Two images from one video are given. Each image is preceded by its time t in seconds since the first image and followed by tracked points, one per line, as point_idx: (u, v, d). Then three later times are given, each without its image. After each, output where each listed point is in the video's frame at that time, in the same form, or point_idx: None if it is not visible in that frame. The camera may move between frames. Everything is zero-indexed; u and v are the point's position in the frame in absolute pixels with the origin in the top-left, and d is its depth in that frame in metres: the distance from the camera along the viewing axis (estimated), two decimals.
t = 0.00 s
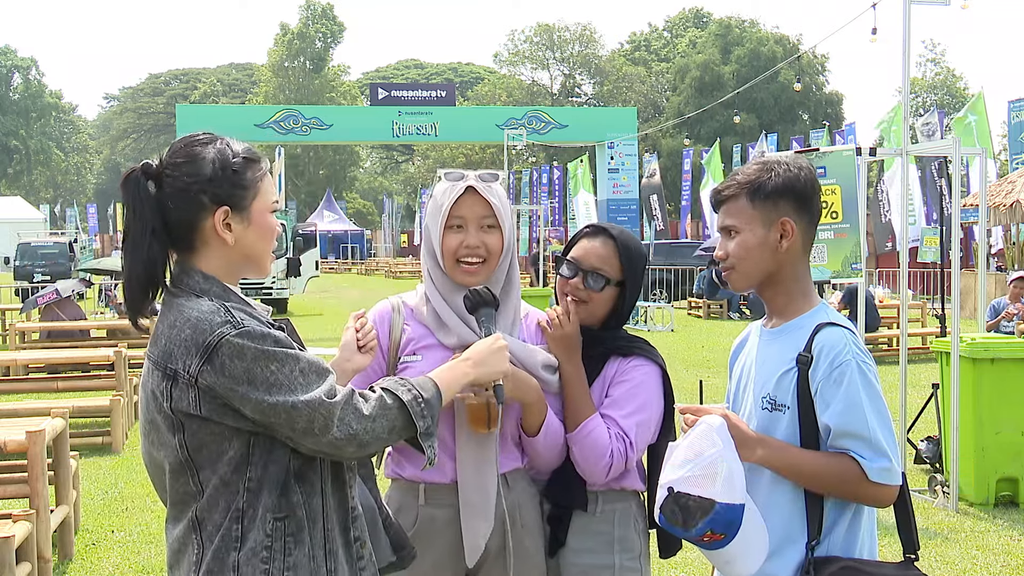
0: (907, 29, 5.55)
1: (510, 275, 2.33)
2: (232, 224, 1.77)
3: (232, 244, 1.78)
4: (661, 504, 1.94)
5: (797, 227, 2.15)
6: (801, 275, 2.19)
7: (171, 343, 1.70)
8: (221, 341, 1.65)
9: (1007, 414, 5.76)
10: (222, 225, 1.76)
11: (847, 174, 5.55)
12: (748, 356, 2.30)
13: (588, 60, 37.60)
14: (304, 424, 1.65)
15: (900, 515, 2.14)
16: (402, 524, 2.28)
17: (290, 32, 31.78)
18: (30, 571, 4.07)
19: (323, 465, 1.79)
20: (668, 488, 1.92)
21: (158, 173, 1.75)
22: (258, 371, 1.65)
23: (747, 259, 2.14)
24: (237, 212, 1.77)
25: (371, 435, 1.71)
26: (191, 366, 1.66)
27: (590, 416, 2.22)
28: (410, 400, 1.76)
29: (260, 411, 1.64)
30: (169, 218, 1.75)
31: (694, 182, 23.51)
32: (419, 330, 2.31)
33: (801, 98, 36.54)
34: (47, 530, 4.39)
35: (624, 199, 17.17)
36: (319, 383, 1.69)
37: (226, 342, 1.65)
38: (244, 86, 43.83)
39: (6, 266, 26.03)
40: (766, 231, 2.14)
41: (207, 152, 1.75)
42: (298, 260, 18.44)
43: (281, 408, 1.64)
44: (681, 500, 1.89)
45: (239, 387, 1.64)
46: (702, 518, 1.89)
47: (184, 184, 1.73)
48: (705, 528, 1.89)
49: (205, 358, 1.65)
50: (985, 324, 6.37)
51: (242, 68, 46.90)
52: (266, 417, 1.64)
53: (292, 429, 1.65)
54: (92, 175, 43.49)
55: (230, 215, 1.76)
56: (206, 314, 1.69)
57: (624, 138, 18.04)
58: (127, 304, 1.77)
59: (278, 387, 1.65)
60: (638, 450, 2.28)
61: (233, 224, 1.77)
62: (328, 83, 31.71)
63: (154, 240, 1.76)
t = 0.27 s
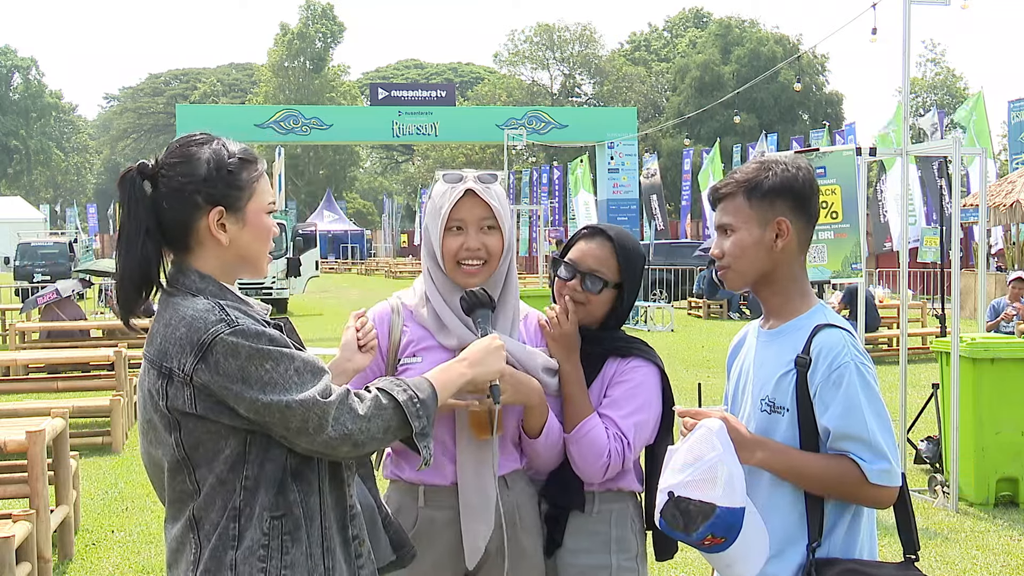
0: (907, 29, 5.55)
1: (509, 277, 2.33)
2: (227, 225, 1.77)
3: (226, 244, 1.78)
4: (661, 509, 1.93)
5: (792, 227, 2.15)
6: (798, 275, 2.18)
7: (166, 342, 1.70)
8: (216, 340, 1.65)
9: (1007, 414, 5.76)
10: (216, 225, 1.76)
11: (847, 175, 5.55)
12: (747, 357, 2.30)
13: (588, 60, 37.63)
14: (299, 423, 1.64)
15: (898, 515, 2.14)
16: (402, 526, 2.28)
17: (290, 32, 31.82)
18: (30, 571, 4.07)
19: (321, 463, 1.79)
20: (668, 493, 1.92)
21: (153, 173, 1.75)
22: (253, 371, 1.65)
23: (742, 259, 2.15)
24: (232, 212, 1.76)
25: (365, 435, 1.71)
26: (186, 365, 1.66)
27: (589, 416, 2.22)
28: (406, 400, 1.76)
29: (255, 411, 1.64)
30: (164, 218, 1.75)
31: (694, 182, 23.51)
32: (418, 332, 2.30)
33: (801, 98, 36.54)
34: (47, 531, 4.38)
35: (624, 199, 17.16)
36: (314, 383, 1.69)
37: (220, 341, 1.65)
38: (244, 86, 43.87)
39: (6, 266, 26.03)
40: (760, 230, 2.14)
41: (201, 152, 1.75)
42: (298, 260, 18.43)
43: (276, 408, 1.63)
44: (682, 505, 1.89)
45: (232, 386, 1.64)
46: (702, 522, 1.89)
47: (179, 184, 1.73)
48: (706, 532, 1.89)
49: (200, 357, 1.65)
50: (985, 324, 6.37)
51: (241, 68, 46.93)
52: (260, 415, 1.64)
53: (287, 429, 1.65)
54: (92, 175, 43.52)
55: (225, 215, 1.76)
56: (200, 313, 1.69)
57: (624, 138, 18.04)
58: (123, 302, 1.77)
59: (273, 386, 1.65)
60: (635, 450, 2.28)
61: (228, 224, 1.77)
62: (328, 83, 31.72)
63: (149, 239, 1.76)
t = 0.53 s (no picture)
0: (907, 28, 5.55)
1: (509, 278, 2.33)
2: (224, 225, 1.77)
3: (224, 245, 1.78)
4: (660, 513, 1.93)
5: (780, 227, 2.14)
6: (793, 277, 2.18)
7: (164, 344, 1.70)
8: (213, 343, 1.65)
9: (1007, 414, 5.76)
10: (214, 225, 1.76)
11: (848, 175, 5.55)
12: (744, 358, 2.30)
13: (588, 60, 37.65)
14: (297, 426, 1.64)
15: (896, 516, 2.14)
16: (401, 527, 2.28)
17: (290, 32, 31.87)
18: (30, 571, 4.07)
19: (321, 464, 1.79)
20: (666, 497, 1.92)
21: (151, 174, 1.76)
22: (251, 374, 1.65)
23: (732, 258, 2.16)
24: (229, 213, 1.76)
25: (363, 438, 1.71)
26: (183, 368, 1.66)
27: (588, 419, 2.22)
28: (403, 403, 1.76)
29: (253, 413, 1.64)
30: (162, 219, 1.75)
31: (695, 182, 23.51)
32: (414, 333, 2.29)
33: (801, 98, 36.55)
34: (47, 530, 4.39)
35: (623, 199, 17.16)
36: (312, 386, 1.69)
37: (218, 343, 1.65)
38: (244, 86, 43.91)
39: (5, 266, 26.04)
40: (752, 230, 2.14)
41: (199, 152, 1.75)
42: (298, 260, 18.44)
43: (273, 411, 1.63)
44: (680, 509, 1.89)
45: (230, 390, 1.64)
46: (701, 526, 1.89)
47: (176, 185, 1.73)
48: (704, 536, 1.89)
49: (198, 360, 1.65)
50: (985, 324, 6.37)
51: (242, 68, 46.97)
52: (258, 418, 1.64)
53: (284, 432, 1.65)
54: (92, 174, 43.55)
55: (222, 216, 1.76)
56: (198, 317, 1.69)
57: (624, 138, 18.04)
58: (121, 303, 1.77)
59: (270, 389, 1.65)
60: (633, 453, 2.29)
61: (226, 225, 1.77)
62: (328, 83, 31.74)
63: (147, 239, 1.76)
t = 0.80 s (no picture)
0: (907, 28, 5.55)
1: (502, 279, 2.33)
2: (220, 225, 1.77)
3: (220, 245, 1.78)
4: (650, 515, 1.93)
5: (781, 226, 2.15)
6: (788, 276, 2.19)
7: (163, 345, 1.70)
8: (213, 345, 1.65)
9: (1007, 413, 5.76)
10: (209, 226, 1.76)
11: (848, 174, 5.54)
12: (737, 357, 2.30)
13: (588, 60, 37.67)
14: (295, 429, 1.65)
15: (890, 516, 2.14)
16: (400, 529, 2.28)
17: (290, 32, 31.91)
18: (30, 571, 4.07)
19: (319, 467, 1.79)
20: (657, 499, 1.92)
21: (146, 175, 1.76)
22: (250, 375, 1.65)
23: (730, 256, 2.15)
24: (224, 213, 1.76)
25: (361, 441, 1.71)
26: (183, 369, 1.66)
27: (585, 419, 2.22)
28: (401, 405, 1.76)
29: (251, 416, 1.64)
30: (158, 220, 1.75)
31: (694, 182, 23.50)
32: (409, 336, 2.29)
33: (801, 98, 36.54)
34: (47, 530, 4.39)
35: (623, 199, 17.15)
36: (312, 389, 1.69)
37: (217, 344, 1.65)
38: (244, 87, 43.93)
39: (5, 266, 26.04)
40: (749, 228, 2.15)
41: (194, 152, 1.75)
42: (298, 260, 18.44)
43: (272, 414, 1.63)
44: (671, 511, 1.89)
45: (229, 391, 1.64)
46: (692, 528, 1.89)
47: (171, 185, 1.73)
48: (695, 538, 1.89)
49: (197, 360, 1.65)
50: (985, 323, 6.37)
51: (241, 68, 46.97)
52: (257, 420, 1.64)
53: (282, 435, 1.65)
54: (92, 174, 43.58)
55: (218, 215, 1.76)
56: (197, 318, 1.69)
57: (624, 138, 18.04)
58: (118, 304, 1.77)
59: (270, 391, 1.65)
60: (631, 452, 2.29)
61: (221, 224, 1.77)
62: (328, 83, 31.75)
63: (143, 240, 1.76)
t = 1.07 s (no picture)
0: (907, 28, 5.55)
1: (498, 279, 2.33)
2: (219, 224, 1.76)
3: (220, 243, 1.78)
4: (633, 509, 1.93)
5: (776, 230, 2.14)
6: (782, 279, 2.18)
7: (162, 343, 1.70)
8: (212, 345, 1.65)
9: (1007, 414, 5.76)
10: (208, 225, 1.76)
11: (847, 174, 5.54)
12: (731, 357, 2.30)
13: (588, 60, 37.69)
14: (290, 434, 1.64)
15: (881, 519, 2.14)
16: (398, 532, 2.28)
17: (291, 32, 31.93)
18: (30, 571, 4.07)
19: (315, 471, 1.79)
20: (641, 493, 1.92)
21: (146, 174, 1.76)
22: (248, 376, 1.65)
23: (724, 261, 2.14)
24: (224, 211, 1.76)
25: (356, 447, 1.70)
26: (181, 368, 1.66)
27: (582, 417, 2.23)
28: (396, 410, 1.76)
29: (247, 417, 1.64)
30: (158, 219, 1.75)
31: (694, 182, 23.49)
32: (404, 338, 2.30)
33: (801, 98, 36.55)
34: (47, 530, 4.39)
35: (623, 199, 17.15)
36: (308, 393, 1.69)
37: (215, 344, 1.65)
38: (244, 87, 43.94)
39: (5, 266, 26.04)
40: (744, 233, 2.14)
41: (193, 151, 1.75)
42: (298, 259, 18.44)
43: (268, 417, 1.63)
44: (655, 506, 1.88)
45: (226, 391, 1.64)
46: (675, 523, 1.89)
47: (170, 184, 1.73)
48: (678, 533, 1.89)
49: (196, 360, 1.65)
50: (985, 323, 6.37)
51: (241, 69, 46.97)
52: (252, 423, 1.64)
53: (278, 438, 1.65)
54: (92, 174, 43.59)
55: (217, 214, 1.75)
56: (197, 316, 1.69)
57: (624, 138, 18.04)
58: (118, 303, 1.78)
59: (266, 394, 1.65)
60: (629, 451, 2.29)
61: (220, 224, 1.77)
62: (328, 83, 31.76)
63: (141, 239, 1.76)
